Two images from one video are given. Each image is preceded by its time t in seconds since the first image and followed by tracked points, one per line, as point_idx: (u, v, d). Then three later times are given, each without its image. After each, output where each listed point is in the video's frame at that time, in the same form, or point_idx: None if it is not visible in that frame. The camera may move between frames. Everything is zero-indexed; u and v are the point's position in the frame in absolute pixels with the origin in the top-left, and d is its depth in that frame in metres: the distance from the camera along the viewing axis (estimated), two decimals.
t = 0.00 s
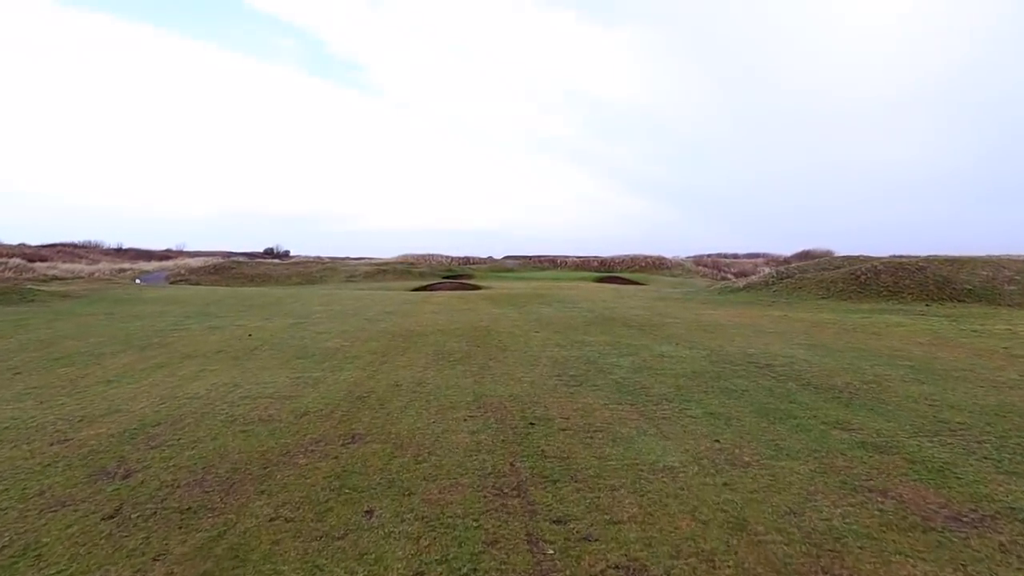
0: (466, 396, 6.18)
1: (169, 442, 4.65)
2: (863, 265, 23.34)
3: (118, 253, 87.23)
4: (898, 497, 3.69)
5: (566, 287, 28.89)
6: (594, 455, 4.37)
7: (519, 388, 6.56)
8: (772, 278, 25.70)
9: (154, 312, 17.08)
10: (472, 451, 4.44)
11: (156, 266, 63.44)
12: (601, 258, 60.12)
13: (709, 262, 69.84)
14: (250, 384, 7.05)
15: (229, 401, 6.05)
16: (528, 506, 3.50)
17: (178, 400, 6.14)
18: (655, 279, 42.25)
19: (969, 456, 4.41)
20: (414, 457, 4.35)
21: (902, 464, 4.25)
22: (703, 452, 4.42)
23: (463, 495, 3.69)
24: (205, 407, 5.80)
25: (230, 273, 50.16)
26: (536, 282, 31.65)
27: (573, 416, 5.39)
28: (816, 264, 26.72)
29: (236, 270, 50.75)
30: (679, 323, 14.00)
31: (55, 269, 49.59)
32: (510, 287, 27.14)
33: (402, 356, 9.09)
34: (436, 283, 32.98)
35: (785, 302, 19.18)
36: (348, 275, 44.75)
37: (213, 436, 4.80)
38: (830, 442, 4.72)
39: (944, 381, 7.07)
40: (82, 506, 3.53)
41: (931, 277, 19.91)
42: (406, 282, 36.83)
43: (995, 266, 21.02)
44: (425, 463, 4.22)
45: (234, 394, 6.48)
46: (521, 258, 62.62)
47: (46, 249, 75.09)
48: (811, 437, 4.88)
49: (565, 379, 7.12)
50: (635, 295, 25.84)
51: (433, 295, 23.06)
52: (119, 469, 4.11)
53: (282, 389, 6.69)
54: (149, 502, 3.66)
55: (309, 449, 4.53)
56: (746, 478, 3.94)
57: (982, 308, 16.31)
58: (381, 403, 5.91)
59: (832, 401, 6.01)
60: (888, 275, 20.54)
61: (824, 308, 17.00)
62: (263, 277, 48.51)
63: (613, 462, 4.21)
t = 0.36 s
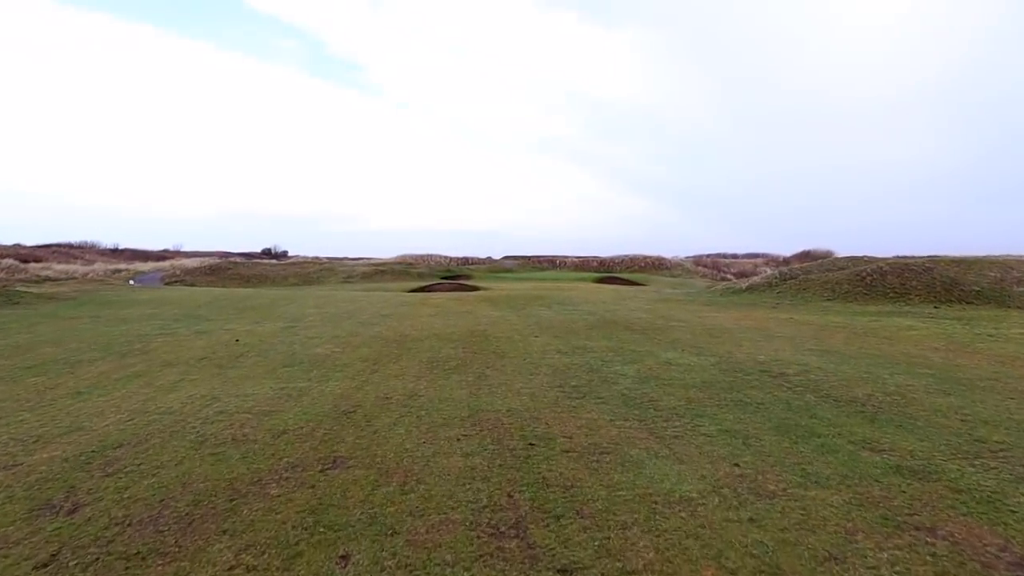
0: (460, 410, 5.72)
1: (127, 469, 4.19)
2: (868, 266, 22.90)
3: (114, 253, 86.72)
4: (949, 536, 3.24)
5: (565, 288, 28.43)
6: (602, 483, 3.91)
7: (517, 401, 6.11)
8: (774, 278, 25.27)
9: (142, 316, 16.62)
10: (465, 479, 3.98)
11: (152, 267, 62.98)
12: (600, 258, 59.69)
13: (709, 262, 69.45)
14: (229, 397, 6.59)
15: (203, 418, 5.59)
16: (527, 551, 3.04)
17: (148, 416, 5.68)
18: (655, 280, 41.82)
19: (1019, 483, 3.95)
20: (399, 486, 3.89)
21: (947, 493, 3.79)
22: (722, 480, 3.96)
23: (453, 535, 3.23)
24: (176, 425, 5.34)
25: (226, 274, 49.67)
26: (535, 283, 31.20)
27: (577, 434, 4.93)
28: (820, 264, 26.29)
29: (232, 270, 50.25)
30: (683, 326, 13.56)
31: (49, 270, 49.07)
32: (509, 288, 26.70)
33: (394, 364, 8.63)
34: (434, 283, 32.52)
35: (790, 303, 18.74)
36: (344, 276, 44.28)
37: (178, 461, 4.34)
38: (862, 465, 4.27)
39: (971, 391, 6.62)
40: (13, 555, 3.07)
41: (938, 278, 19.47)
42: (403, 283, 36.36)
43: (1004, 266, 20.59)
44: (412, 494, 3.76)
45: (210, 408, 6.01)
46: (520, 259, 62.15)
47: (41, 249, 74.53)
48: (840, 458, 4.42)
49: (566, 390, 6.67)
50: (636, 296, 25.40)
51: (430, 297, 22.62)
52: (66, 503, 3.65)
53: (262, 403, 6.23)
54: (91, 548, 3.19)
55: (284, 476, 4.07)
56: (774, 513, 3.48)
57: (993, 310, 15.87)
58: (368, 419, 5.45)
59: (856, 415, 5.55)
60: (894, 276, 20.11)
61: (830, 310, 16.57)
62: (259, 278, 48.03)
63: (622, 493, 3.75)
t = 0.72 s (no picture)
0: (460, 423, 5.29)
1: (88, 494, 3.76)
2: (879, 266, 22.39)
3: (117, 254, 86.73)
4: None
5: (570, 289, 28.04)
6: (618, 513, 3.47)
7: (521, 413, 5.66)
8: (783, 279, 24.77)
9: (136, 317, 16.23)
10: (464, 508, 3.54)
11: (153, 267, 62.78)
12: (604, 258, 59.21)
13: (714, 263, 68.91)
14: (213, 407, 6.15)
15: (180, 432, 5.15)
16: None
17: (122, 430, 5.25)
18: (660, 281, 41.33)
19: None
20: (389, 517, 3.45)
21: (1011, 527, 3.33)
22: (753, 510, 3.52)
23: None
24: (150, 440, 4.92)
25: (227, 274, 49.34)
26: (538, 284, 30.73)
27: (587, 452, 4.49)
28: (829, 265, 25.78)
29: (233, 271, 49.91)
30: (692, 330, 13.10)
31: (49, 271, 48.80)
32: (513, 289, 26.34)
33: (391, 370, 8.19)
34: (436, 284, 32.09)
35: (800, 305, 18.24)
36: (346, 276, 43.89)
37: (145, 484, 3.91)
38: (908, 490, 3.81)
39: (1009, 403, 6.15)
40: None
41: (952, 279, 18.96)
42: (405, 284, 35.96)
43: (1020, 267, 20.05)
44: (404, 527, 3.32)
45: (191, 420, 5.59)
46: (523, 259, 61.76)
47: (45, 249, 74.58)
48: (882, 482, 3.96)
49: (574, 400, 6.21)
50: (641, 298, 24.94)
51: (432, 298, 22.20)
52: (11, 538, 3.23)
53: (247, 414, 5.79)
54: None
55: (261, 503, 3.64)
56: (817, 554, 3.04)
57: (1012, 313, 15.35)
58: (359, 434, 5.01)
59: (892, 430, 5.09)
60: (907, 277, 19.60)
61: (843, 313, 16.08)
62: (260, 278, 47.68)
63: (642, 526, 3.31)
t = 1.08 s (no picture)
0: (458, 438, 4.85)
1: (33, 529, 3.33)
2: (887, 266, 21.92)
3: (116, 254, 86.41)
4: None
5: (572, 289, 27.60)
6: (637, 549, 3.03)
7: (524, 426, 5.22)
8: (789, 279, 24.30)
9: (127, 319, 15.80)
10: (461, 542, 3.11)
11: (151, 267, 62.41)
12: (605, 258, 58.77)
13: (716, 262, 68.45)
14: (191, 418, 5.72)
15: (151, 448, 4.72)
16: None
17: (89, 446, 4.82)
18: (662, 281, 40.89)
19: None
20: (374, 553, 3.02)
21: None
22: (789, 544, 3.09)
23: None
24: (116, 458, 4.48)
25: (225, 274, 48.96)
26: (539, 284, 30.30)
27: (598, 473, 4.05)
28: (836, 265, 25.31)
29: (231, 271, 49.51)
30: (699, 333, 12.66)
31: (46, 271, 48.45)
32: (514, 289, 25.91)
33: (385, 376, 7.75)
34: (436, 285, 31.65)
35: (808, 306, 17.80)
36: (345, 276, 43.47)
37: (102, 513, 3.49)
38: (963, 518, 3.37)
39: None
40: None
41: (964, 279, 18.49)
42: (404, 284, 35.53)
43: None
44: (392, 566, 2.89)
45: (165, 433, 5.15)
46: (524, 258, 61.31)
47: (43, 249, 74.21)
48: (931, 509, 3.51)
49: (581, 410, 5.77)
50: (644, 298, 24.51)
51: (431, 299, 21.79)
52: None
53: (228, 426, 5.36)
54: None
55: (229, 536, 3.20)
56: None
57: None
58: (348, 450, 4.58)
59: (931, 445, 4.64)
60: (917, 277, 19.14)
61: (853, 314, 15.62)
62: (259, 278, 47.26)
63: (665, 565, 2.88)
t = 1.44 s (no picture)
0: (456, 459, 4.41)
1: None
2: (902, 267, 21.37)
3: (122, 254, 86.60)
4: None
5: (577, 291, 27.18)
6: None
7: (529, 445, 4.78)
8: (799, 279, 23.77)
9: (122, 322, 15.43)
10: None
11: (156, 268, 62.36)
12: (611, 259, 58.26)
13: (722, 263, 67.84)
14: (170, 433, 5.30)
15: (120, 470, 4.30)
16: None
17: (53, 466, 4.40)
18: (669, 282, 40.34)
19: None
20: None
21: None
22: None
23: None
24: (79, 481, 4.06)
25: (229, 275, 48.71)
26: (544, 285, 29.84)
27: (612, 503, 3.61)
28: (848, 265, 24.75)
29: (234, 271, 49.26)
30: (711, 337, 12.19)
31: (49, 271, 48.31)
32: (519, 291, 25.52)
33: (382, 386, 7.32)
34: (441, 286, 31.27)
35: (822, 309, 17.29)
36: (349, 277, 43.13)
37: (51, 554, 3.08)
38: None
39: None
40: None
41: (983, 281, 17.95)
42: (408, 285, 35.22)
43: None
44: None
45: (138, 452, 4.74)
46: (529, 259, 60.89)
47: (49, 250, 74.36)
48: (998, 552, 3.06)
49: (590, 426, 5.32)
50: (651, 300, 24.03)
51: (434, 300, 21.38)
52: None
53: (207, 444, 4.94)
54: None
55: None
56: None
57: None
58: (334, 474, 4.14)
59: (982, 471, 4.17)
60: (933, 278, 18.59)
61: (869, 317, 15.12)
62: (262, 279, 46.99)
63: None
